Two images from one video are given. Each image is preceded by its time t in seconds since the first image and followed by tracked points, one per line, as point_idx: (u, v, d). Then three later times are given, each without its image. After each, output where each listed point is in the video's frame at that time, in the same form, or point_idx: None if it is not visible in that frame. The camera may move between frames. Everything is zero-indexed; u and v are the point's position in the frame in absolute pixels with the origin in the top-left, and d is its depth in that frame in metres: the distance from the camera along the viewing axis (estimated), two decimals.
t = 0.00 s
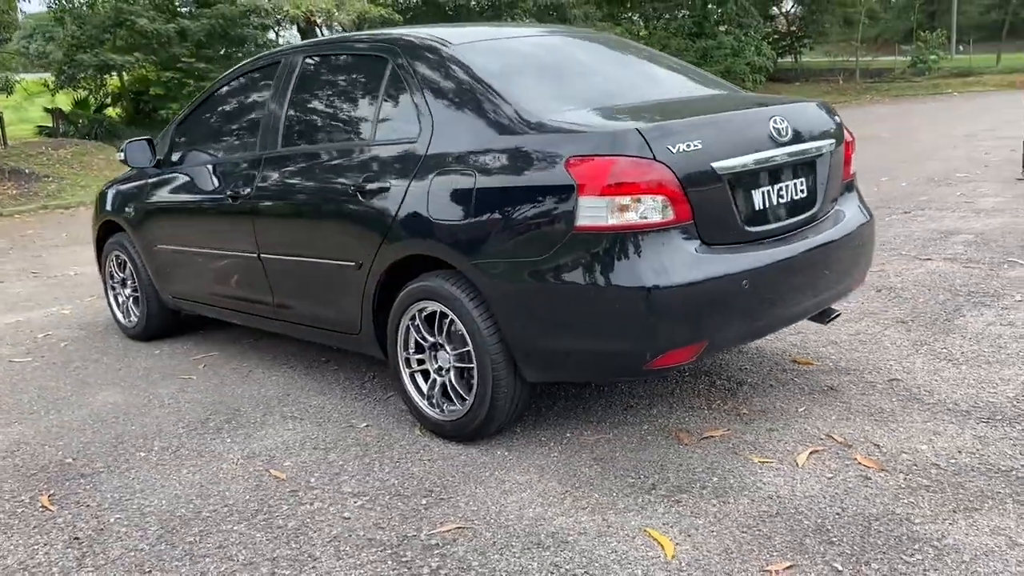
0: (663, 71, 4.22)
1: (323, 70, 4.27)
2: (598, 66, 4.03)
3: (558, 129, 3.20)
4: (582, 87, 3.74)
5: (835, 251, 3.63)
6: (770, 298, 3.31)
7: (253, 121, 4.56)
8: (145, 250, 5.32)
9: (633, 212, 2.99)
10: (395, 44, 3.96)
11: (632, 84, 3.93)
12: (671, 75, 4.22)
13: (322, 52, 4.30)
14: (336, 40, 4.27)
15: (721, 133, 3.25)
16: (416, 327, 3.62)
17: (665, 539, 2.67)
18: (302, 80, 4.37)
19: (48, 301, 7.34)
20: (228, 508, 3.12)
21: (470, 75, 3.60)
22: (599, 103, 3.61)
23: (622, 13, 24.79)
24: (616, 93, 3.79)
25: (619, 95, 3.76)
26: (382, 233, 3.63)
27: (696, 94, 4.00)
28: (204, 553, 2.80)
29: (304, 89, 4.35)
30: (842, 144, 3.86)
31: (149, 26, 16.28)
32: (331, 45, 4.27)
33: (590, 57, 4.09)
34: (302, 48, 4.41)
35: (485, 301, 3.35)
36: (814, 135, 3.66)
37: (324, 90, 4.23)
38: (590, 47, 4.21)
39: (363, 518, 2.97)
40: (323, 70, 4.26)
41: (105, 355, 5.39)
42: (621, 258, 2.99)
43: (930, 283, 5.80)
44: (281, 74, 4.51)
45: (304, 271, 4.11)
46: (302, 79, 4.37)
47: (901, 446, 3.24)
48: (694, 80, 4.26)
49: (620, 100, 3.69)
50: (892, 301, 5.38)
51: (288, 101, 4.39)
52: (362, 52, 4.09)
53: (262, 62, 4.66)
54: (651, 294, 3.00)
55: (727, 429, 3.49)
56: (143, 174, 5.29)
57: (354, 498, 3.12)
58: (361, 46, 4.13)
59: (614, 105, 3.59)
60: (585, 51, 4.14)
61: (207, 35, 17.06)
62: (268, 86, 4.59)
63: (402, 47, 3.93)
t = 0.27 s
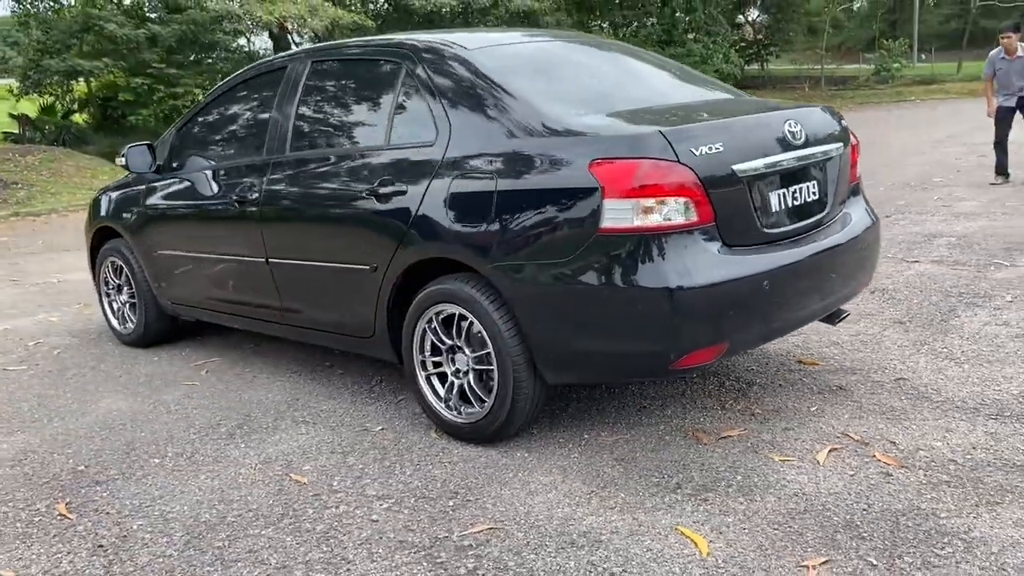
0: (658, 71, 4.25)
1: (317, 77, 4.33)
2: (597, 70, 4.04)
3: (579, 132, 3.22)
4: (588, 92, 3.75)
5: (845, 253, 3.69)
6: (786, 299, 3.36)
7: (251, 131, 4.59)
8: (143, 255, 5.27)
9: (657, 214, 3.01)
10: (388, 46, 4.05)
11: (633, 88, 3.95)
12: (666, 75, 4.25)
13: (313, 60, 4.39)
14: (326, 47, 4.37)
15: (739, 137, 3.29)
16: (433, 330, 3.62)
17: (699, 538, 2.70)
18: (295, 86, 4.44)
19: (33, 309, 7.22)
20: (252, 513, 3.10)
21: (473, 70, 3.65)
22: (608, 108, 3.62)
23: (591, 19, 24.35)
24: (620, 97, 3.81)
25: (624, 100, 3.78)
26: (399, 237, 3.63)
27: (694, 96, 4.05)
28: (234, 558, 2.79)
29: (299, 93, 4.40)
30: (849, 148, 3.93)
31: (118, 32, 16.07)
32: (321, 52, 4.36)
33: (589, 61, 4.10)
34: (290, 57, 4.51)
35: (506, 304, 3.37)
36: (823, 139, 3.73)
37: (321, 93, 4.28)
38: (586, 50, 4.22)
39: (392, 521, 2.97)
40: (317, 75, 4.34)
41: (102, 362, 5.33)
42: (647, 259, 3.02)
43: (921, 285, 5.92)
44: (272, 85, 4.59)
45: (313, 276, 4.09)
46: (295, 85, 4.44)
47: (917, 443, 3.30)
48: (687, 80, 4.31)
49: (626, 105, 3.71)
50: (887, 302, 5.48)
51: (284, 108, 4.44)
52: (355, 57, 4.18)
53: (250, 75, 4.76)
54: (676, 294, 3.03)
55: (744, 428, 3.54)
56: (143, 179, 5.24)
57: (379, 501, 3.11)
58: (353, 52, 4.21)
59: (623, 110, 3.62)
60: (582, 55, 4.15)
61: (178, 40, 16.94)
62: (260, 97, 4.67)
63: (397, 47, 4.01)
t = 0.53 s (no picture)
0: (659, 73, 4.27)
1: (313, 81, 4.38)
2: (605, 71, 4.05)
3: (605, 132, 3.25)
4: (597, 92, 3.75)
5: (857, 253, 3.75)
6: (806, 297, 3.40)
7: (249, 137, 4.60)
8: (143, 259, 5.22)
9: (687, 213, 3.03)
10: (384, 46, 4.12)
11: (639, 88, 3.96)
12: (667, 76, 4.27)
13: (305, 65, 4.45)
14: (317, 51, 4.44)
15: (760, 137, 3.33)
16: (453, 331, 3.62)
17: (737, 534, 2.72)
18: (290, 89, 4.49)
19: (18, 314, 7.08)
20: (282, 515, 3.08)
21: (478, 64, 3.72)
22: (619, 109, 3.63)
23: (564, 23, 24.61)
24: (629, 98, 3.81)
25: (633, 100, 3.78)
26: (420, 237, 3.63)
27: (698, 97, 4.07)
28: (269, 561, 2.76)
29: (298, 95, 4.43)
30: (858, 149, 3.99)
31: (86, 35, 15.79)
32: (314, 56, 4.43)
33: (593, 62, 4.10)
34: (280, 62, 4.57)
35: (531, 303, 3.38)
36: (835, 140, 3.78)
37: (320, 94, 4.32)
38: (587, 52, 4.22)
39: (424, 521, 2.96)
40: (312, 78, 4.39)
41: (101, 367, 5.26)
42: (676, 258, 3.04)
43: (914, 285, 6.02)
44: (265, 92, 4.64)
45: (328, 278, 4.08)
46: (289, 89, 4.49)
47: (935, 438, 3.36)
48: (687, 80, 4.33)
49: (636, 106, 3.72)
50: (884, 301, 5.56)
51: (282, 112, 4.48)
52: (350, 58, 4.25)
53: (239, 84, 4.81)
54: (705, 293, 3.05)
55: (763, 425, 3.58)
56: (142, 182, 5.18)
57: (409, 502, 3.11)
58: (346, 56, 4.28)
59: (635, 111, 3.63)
60: (585, 57, 4.15)
61: (148, 43, 16.67)
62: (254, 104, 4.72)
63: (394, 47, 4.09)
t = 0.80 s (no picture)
0: (657, 75, 4.30)
1: (308, 87, 4.45)
2: (614, 73, 4.09)
3: (626, 133, 3.29)
4: (605, 94, 3.76)
5: (866, 252, 3.83)
6: (821, 295, 3.47)
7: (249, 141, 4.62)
8: (144, 262, 5.19)
9: (710, 213, 3.09)
10: (378, 51, 4.22)
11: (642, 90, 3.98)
12: (665, 78, 4.30)
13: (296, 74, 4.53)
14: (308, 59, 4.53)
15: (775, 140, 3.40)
16: (472, 331, 3.66)
17: (769, 528, 2.76)
18: (285, 94, 4.56)
19: (7, 318, 6.99)
20: (309, 515, 3.09)
21: (479, 62, 3.81)
22: (630, 110, 3.66)
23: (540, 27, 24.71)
24: (634, 100, 3.83)
25: (639, 102, 3.80)
26: (438, 237, 3.65)
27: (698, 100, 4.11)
28: (304, 560, 2.78)
29: (295, 99, 4.49)
30: (863, 151, 4.08)
31: (55, 37, 15.58)
32: (320, 58, 4.45)
33: (595, 65, 4.12)
34: (270, 71, 4.66)
35: (552, 303, 3.42)
36: (842, 142, 3.86)
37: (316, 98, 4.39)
38: (587, 55, 4.24)
39: (454, 519, 2.99)
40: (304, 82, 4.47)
41: (102, 371, 5.22)
42: (699, 257, 3.10)
43: (905, 284, 6.14)
44: (257, 102, 4.71)
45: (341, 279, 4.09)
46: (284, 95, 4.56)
47: (946, 432, 3.45)
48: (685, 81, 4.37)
49: (643, 108, 3.74)
50: (878, 300, 5.68)
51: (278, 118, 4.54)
52: (343, 64, 4.34)
53: (229, 98, 4.89)
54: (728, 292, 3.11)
55: (777, 422, 3.65)
56: (144, 184, 5.15)
57: (436, 500, 3.13)
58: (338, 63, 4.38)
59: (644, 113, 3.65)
60: (587, 60, 4.16)
61: (118, 46, 16.48)
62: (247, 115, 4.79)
63: (389, 52, 4.20)
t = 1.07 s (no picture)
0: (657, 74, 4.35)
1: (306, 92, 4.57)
2: (623, 71, 4.18)
3: (644, 131, 3.39)
4: (611, 93, 3.80)
5: (870, 248, 3.95)
6: (832, 289, 3.59)
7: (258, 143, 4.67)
8: (148, 263, 5.20)
9: (727, 209, 3.19)
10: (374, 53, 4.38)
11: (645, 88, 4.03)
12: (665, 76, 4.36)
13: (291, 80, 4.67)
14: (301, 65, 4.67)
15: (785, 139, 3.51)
16: (490, 327, 3.75)
17: (793, 513, 2.86)
18: (293, 96, 4.62)
19: None
20: (339, 508, 3.14)
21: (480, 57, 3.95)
22: (643, 108, 3.76)
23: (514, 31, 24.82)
24: (639, 98, 3.88)
25: (643, 101, 3.85)
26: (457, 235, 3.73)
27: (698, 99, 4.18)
28: (340, 551, 2.83)
29: (303, 101, 4.56)
30: (863, 151, 4.20)
31: (23, 39, 15.43)
32: (328, 61, 4.52)
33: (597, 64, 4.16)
34: (276, 74, 4.72)
35: (571, 298, 3.52)
36: (845, 142, 3.99)
37: (317, 100, 4.51)
38: (589, 53, 4.28)
39: (483, 509, 3.06)
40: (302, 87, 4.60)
41: (105, 372, 5.21)
42: (717, 252, 3.20)
43: (891, 281, 6.31)
44: (253, 108, 4.81)
45: (357, 277, 4.17)
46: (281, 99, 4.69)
47: (950, 420, 3.58)
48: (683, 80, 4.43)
49: (649, 107, 3.79)
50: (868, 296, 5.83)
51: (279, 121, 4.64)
52: (342, 67, 4.47)
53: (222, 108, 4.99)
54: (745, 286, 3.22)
55: (786, 412, 3.76)
56: (149, 184, 5.17)
57: (464, 492, 3.20)
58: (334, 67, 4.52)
59: (651, 112, 3.70)
60: (588, 58, 4.20)
61: (87, 47, 16.38)
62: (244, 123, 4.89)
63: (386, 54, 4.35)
